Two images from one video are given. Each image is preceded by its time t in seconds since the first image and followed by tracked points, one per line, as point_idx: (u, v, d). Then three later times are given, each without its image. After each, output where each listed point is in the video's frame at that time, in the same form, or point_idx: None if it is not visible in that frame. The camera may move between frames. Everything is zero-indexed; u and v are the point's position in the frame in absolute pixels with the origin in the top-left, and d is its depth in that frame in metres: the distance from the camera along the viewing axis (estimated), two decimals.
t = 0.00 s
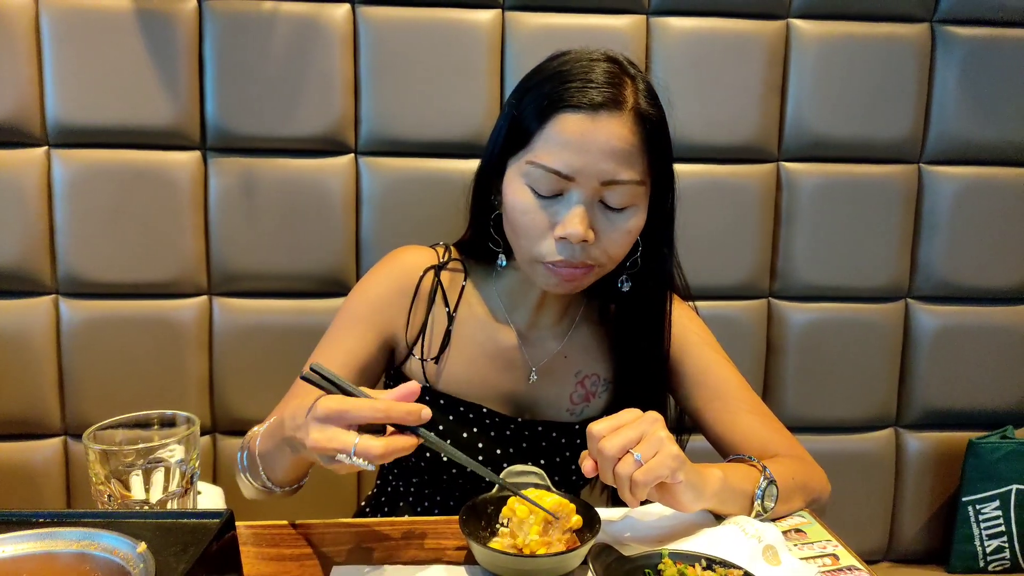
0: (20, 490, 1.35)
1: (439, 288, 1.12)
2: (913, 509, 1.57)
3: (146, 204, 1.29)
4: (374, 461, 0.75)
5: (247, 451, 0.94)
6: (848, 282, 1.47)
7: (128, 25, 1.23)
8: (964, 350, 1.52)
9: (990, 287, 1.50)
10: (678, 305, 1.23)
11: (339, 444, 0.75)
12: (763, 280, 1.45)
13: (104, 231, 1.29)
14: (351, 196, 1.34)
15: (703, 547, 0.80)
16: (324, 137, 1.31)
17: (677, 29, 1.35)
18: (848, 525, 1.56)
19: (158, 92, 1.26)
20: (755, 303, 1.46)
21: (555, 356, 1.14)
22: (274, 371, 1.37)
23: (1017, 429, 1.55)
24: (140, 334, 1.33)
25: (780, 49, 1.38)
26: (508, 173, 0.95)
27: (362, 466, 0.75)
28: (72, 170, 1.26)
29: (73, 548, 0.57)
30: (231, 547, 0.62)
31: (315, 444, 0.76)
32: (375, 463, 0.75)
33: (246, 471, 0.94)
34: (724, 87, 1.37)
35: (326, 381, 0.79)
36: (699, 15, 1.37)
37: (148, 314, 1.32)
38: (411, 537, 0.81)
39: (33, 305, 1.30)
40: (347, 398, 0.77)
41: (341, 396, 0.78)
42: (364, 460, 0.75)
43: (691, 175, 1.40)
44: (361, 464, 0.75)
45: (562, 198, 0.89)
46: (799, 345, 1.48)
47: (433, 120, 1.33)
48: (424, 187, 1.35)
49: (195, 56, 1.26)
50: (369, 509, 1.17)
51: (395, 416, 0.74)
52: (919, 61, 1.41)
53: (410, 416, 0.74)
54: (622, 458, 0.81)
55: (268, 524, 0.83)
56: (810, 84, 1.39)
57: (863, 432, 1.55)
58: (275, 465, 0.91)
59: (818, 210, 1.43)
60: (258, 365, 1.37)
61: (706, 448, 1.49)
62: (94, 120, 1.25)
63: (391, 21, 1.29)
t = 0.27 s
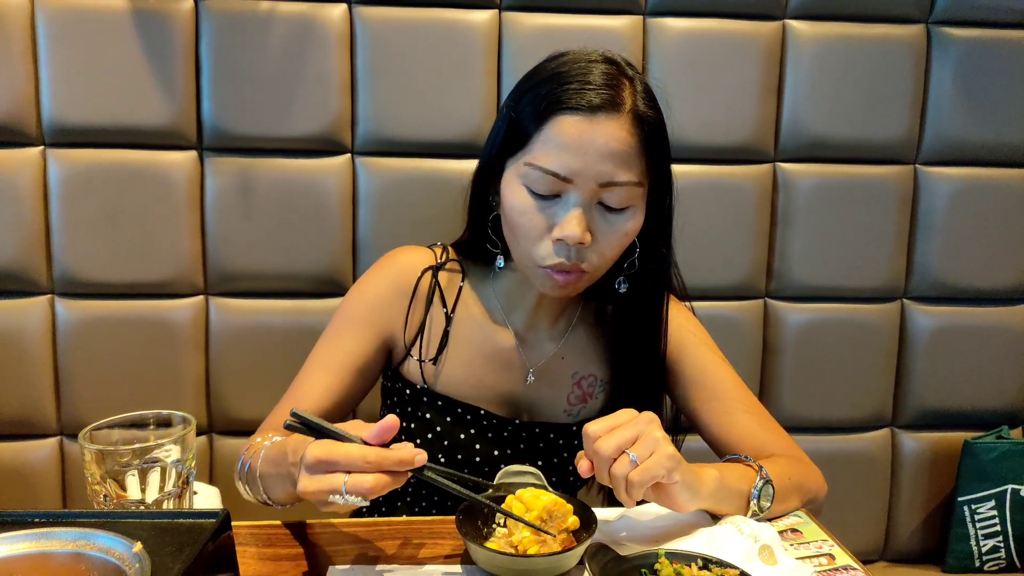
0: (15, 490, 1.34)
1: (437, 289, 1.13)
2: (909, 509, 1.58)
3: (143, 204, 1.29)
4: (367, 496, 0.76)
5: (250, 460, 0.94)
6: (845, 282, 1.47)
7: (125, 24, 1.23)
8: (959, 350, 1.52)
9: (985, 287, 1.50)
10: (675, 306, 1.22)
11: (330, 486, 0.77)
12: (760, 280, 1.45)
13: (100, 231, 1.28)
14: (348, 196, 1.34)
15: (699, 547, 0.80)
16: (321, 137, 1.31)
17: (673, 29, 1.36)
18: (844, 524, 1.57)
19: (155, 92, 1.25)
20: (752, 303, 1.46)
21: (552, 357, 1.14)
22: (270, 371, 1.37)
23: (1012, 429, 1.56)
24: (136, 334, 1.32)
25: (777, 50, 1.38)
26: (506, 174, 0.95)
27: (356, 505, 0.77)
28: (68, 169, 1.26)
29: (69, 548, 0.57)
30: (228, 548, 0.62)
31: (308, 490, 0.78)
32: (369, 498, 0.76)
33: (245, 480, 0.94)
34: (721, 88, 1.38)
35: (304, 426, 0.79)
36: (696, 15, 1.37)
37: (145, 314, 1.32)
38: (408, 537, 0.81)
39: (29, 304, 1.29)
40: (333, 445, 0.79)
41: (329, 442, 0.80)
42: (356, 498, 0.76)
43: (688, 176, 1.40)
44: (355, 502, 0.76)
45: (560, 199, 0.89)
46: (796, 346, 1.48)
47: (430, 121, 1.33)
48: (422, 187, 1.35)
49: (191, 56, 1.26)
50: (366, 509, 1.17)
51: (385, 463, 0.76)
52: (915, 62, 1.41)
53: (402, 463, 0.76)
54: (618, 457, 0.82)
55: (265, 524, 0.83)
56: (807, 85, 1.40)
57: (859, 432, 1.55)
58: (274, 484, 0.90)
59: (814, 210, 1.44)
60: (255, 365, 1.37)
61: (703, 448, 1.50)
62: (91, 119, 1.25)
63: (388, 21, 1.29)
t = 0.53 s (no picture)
0: (10, 488, 1.34)
1: (432, 288, 1.13)
2: (904, 506, 1.58)
3: (138, 201, 1.28)
4: (350, 503, 0.76)
5: (243, 466, 0.93)
6: (841, 280, 1.47)
7: (120, 20, 1.22)
8: (955, 347, 1.52)
9: (981, 285, 1.51)
10: (671, 303, 1.22)
11: (312, 499, 0.77)
12: (756, 277, 1.45)
13: (95, 227, 1.28)
14: (344, 193, 1.34)
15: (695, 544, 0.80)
16: (317, 134, 1.31)
17: (670, 26, 1.35)
18: (840, 521, 1.57)
19: (150, 88, 1.25)
20: (748, 300, 1.46)
21: (548, 356, 1.14)
22: (266, 369, 1.37)
23: (1007, 425, 1.56)
24: (132, 332, 1.32)
25: (773, 47, 1.38)
26: (503, 173, 0.95)
27: (341, 514, 0.76)
28: (63, 166, 1.26)
29: (64, 546, 0.57)
30: (223, 546, 0.62)
31: (291, 508, 0.77)
32: (353, 505, 0.76)
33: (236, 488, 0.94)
34: (718, 85, 1.38)
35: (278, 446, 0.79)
36: (692, 12, 1.37)
37: (140, 312, 1.32)
38: (403, 534, 0.81)
39: (24, 301, 1.29)
40: (310, 461, 0.79)
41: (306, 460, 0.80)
42: (338, 505, 0.76)
43: (684, 173, 1.40)
44: (339, 510, 0.76)
45: (557, 199, 0.89)
46: (792, 343, 1.48)
47: (426, 117, 1.32)
48: (418, 185, 1.35)
49: (186, 52, 1.25)
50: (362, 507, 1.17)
51: (365, 470, 0.77)
52: (911, 58, 1.41)
53: (382, 469, 0.77)
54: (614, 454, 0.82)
55: (261, 521, 0.82)
56: (803, 82, 1.40)
57: (854, 429, 1.55)
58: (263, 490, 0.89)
59: (810, 207, 1.44)
60: (250, 363, 1.36)
61: (699, 445, 1.50)
62: (85, 116, 1.25)
63: (384, 17, 1.28)
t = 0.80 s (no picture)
0: (13, 489, 1.34)
1: (433, 289, 1.13)
2: (906, 506, 1.58)
3: (140, 202, 1.28)
4: (362, 517, 0.75)
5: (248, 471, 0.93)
6: (842, 280, 1.47)
7: (122, 22, 1.23)
8: (957, 348, 1.52)
9: (983, 285, 1.50)
10: (673, 304, 1.22)
11: (323, 511, 0.75)
12: (757, 278, 1.45)
13: (97, 229, 1.28)
14: (345, 194, 1.34)
15: (697, 545, 0.80)
16: (319, 135, 1.31)
17: (671, 27, 1.35)
18: (842, 522, 1.57)
19: (152, 89, 1.25)
20: (750, 301, 1.46)
21: (550, 357, 1.14)
22: (268, 370, 1.37)
23: (1009, 426, 1.56)
24: (134, 333, 1.32)
25: (774, 47, 1.38)
26: (504, 175, 0.95)
27: (352, 528, 0.75)
28: (65, 168, 1.26)
29: (68, 547, 0.57)
30: (226, 546, 0.62)
31: (302, 518, 0.76)
32: (364, 519, 0.75)
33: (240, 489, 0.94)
34: (719, 85, 1.38)
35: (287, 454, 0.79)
36: (693, 13, 1.37)
37: (142, 313, 1.32)
38: (405, 535, 0.81)
39: (26, 303, 1.29)
40: (324, 474, 0.78)
41: (319, 472, 0.79)
42: (351, 518, 0.75)
43: (685, 174, 1.40)
44: (351, 523, 0.75)
45: (557, 201, 0.89)
46: (794, 344, 1.48)
47: (428, 119, 1.33)
48: (419, 186, 1.35)
49: (189, 54, 1.26)
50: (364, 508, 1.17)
51: (380, 485, 0.75)
52: (912, 59, 1.41)
53: (394, 485, 0.75)
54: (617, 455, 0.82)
55: (264, 522, 0.83)
56: (804, 83, 1.40)
57: (856, 430, 1.55)
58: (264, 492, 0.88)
59: (812, 208, 1.44)
60: (252, 364, 1.37)
61: (700, 446, 1.50)
62: (87, 117, 1.25)
63: (385, 18, 1.29)
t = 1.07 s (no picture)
0: (12, 490, 1.34)
1: (433, 289, 1.13)
2: (905, 507, 1.58)
3: (139, 203, 1.28)
4: (352, 513, 0.77)
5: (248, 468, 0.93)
6: (841, 281, 1.47)
7: (121, 23, 1.23)
8: (956, 349, 1.52)
9: (981, 286, 1.51)
10: (671, 304, 1.22)
11: (312, 510, 0.76)
12: (756, 279, 1.45)
13: (97, 230, 1.28)
14: (345, 195, 1.34)
15: (696, 545, 0.80)
16: (318, 136, 1.31)
17: (670, 28, 1.36)
18: (841, 522, 1.57)
19: (151, 90, 1.25)
20: (749, 302, 1.47)
21: (549, 358, 1.14)
22: (267, 370, 1.37)
23: (1008, 427, 1.56)
24: (133, 333, 1.32)
25: (773, 49, 1.39)
26: (502, 177, 0.95)
27: (341, 525, 0.76)
28: (64, 168, 1.26)
29: (66, 548, 0.57)
30: (225, 547, 0.62)
31: (291, 519, 0.77)
32: (354, 515, 0.77)
33: (240, 487, 0.94)
34: (718, 87, 1.38)
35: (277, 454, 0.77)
36: (692, 14, 1.37)
37: (141, 314, 1.32)
38: (405, 535, 0.81)
39: (26, 303, 1.29)
40: (310, 472, 0.80)
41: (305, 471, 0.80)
42: (340, 516, 0.76)
43: (684, 175, 1.40)
44: (341, 521, 0.76)
45: (555, 205, 0.89)
46: (792, 345, 1.48)
47: (427, 119, 1.33)
48: (418, 186, 1.35)
49: (188, 55, 1.26)
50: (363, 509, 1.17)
51: (365, 481, 0.78)
52: (911, 60, 1.41)
53: (378, 480, 0.77)
54: (615, 456, 0.82)
55: (263, 522, 0.83)
56: (803, 84, 1.40)
57: (855, 430, 1.55)
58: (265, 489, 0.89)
59: (811, 209, 1.44)
60: (251, 365, 1.37)
61: (700, 446, 1.50)
62: (87, 118, 1.25)
63: (385, 19, 1.29)
